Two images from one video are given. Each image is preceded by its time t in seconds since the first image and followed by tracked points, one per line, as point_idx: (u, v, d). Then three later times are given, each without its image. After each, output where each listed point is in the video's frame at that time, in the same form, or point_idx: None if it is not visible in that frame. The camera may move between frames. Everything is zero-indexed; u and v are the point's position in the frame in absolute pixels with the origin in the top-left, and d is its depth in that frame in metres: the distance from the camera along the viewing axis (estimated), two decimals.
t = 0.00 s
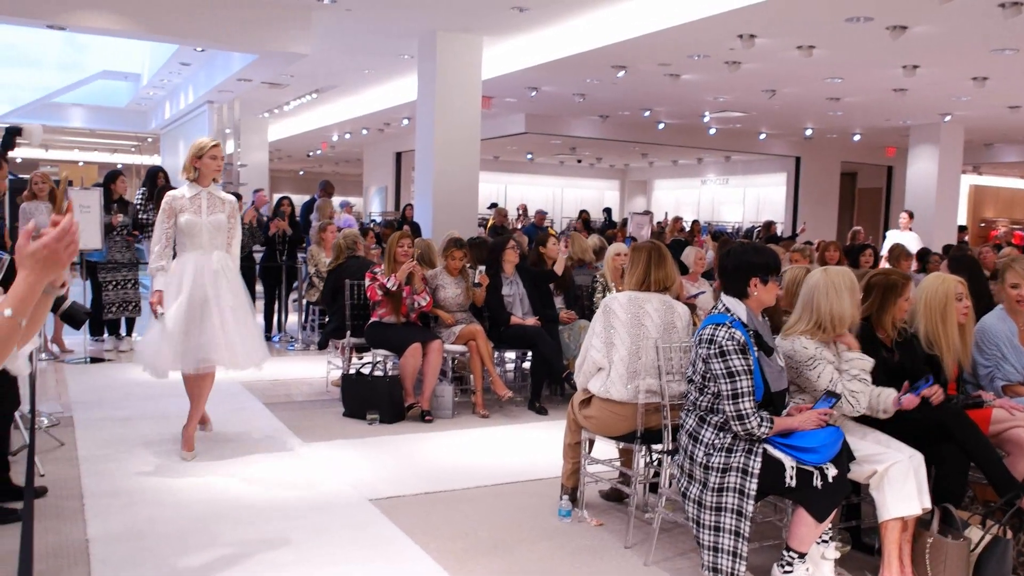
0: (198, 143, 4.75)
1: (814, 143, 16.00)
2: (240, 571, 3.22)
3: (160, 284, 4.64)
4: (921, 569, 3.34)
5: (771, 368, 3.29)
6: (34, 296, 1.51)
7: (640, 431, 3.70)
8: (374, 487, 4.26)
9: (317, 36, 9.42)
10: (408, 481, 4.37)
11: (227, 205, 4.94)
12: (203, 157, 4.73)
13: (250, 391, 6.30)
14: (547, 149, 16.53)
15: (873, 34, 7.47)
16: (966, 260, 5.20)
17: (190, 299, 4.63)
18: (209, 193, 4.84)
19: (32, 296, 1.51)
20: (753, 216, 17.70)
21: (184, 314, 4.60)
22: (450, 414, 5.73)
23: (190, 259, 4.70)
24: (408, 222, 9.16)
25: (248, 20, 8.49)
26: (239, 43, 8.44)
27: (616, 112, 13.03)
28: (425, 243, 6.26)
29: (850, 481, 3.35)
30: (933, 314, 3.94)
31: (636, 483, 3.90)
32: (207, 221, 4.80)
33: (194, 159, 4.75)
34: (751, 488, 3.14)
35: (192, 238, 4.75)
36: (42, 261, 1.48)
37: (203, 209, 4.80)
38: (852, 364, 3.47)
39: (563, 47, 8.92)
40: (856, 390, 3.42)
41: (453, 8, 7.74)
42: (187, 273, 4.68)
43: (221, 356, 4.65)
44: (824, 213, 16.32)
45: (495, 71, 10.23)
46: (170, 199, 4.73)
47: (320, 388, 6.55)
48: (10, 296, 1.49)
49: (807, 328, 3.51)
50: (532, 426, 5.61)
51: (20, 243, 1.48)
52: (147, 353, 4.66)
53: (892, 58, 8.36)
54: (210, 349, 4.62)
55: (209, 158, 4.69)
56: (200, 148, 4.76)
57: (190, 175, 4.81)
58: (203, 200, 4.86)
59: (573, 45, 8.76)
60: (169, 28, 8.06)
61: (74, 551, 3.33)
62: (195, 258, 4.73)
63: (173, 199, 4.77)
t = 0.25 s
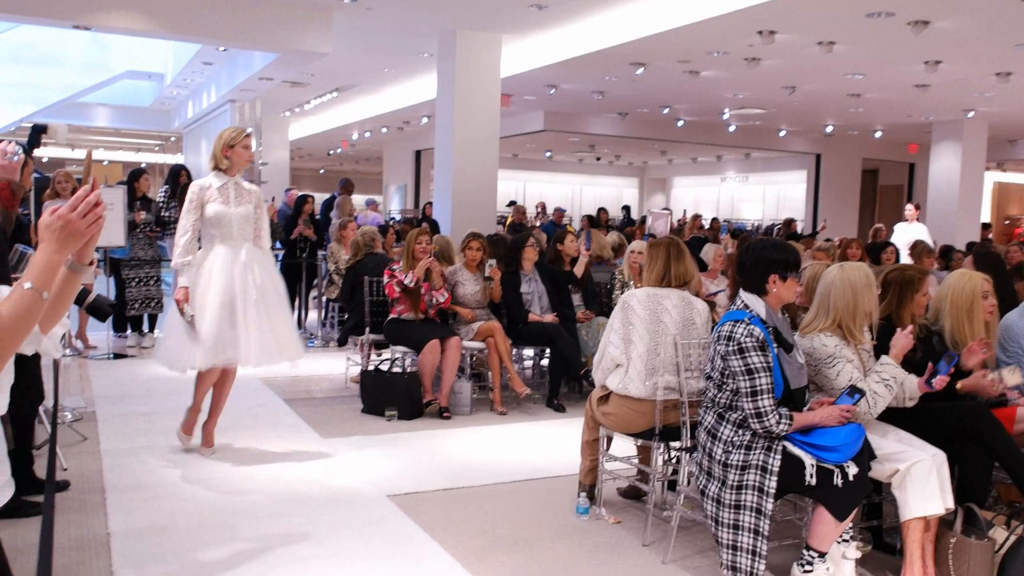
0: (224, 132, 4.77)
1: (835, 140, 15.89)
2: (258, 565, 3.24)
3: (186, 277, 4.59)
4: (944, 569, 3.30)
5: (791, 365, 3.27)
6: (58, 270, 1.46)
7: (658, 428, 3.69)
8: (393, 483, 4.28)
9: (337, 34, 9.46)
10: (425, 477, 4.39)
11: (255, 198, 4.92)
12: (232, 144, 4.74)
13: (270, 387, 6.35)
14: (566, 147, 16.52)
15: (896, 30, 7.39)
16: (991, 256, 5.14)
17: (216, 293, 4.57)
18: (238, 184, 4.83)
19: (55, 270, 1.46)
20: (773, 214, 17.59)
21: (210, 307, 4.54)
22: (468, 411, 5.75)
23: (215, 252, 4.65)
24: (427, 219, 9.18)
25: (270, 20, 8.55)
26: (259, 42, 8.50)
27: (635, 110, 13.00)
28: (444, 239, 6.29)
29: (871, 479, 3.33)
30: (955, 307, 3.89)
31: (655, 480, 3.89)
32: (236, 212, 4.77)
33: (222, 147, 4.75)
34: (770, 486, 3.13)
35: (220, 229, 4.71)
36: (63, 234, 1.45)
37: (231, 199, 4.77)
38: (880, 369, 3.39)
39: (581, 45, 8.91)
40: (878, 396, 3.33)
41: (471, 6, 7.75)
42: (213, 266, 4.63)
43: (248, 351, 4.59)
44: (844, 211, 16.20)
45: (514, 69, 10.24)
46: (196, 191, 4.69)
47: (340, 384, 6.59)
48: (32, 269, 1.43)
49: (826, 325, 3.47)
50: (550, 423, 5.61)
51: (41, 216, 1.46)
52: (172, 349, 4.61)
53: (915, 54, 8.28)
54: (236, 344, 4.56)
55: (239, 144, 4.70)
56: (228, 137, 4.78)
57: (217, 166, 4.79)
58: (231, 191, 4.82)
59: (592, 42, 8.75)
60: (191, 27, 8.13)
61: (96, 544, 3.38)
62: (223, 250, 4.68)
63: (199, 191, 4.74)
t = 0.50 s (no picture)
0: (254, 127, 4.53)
1: (849, 134, 15.79)
2: (271, 558, 3.27)
3: (211, 275, 4.40)
4: (958, 565, 3.28)
5: (803, 359, 3.24)
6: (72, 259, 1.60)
7: (669, 423, 3.69)
8: (404, 477, 4.30)
9: (350, 31, 9.49)
10: (437, 472, 4.41)
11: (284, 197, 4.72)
12: (266, 140, 4.52)
13: (283, 382, 6.38)
14: (578, 143, 16.51)
15: (910, 22, 7.34)
16: (1006, 250, 5.09)
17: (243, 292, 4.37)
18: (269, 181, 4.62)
19: (70, 259, 1.60)
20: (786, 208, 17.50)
21: (235, 308, 4.33)
22: (480, 406, 5.76)
23: (253, 249, 4.46)
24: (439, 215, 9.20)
25: (283, 17, 8.58)
26: (272, 39, 8.54)
27: (647, 105, 12.97)
28: (455, 234, 6.30)
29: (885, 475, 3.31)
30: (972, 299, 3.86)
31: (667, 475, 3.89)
32: (271, 209, 4.58)
33: (255, 143, 4.52)
34: (782, 482, 3.11)
35: (256, 226, 4.51)
36: (78, 221, 1.58)
37: (268, 195, 4.56)
38: (891, 371, 3.33)
39: (593, 40, 8.90)
40: (884, 397, 3.31)
41: (483, 2, 7.75)
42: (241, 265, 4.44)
43: (275, 355, 4.37)
44: (858, 205, 16.10)
45: (525, 65, 10.23)
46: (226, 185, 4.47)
47: (352, 380, 6.62)
48: (49, 260, 1.58)
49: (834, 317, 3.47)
50: (562, 419, 5.62)
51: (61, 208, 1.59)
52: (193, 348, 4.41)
53: (930, 46, 8.21)
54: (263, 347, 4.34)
55: (274, 140, 4.50)
56: (257, 132, 4.55)
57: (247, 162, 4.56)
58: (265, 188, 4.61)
59: (604, 38, 8.74)
60: (204, 25, 8.17)
61: (112, 536, 3.42)
62: (258, 247, 4.48)
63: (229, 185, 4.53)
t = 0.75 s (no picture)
0: (281, 120, 4.43)
1: (854, 128, 15.75)
2: (273, 551, 3.28)
3: (259, 276, 4.22)
4: (960, 557, 3.27)
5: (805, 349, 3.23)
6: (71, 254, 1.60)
7: (671, 417, 3.69)
8: (407, 471, 4.32)
9: (352, 26, 9.49)
10: (439, 466, 4.42)
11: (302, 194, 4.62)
12: (296, 132, 4.45)
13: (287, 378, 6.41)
14: (582, 137, 16.49)
15: (914, 14, 7.31)
16: (1011, 243, 5.08)
17: (292, 292, 4.32)
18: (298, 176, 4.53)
19: (70, 251, 1.60)
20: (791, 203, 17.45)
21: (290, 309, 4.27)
22: (484, 401, 5.77)
23: (296, 245, 4.37)
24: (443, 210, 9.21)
25: (286, 13, 8.59)
26: (275, 36, 8.55)
27: (651, 99, 12.95)
28: (457, 230, 6.30)
29: (886, 467, 3.30)
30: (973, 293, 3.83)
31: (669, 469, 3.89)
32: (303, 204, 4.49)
33: (285, 136, 4.42)
34: (783, 476, 3.11)
35: (292, 222, 4.41)
36: (78, 213, 1.59)
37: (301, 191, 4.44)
38: (895, 353, 3.31)
39: (596, 34, 8.89)
40: (889, 379, 3.30)
41: None
42: (283, 262, 4.33)
43: (327, 352, 4.40)
44: (864, 199, 16.05)
45: (528, 60, 10.22)
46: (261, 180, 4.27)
47: (356, 375, 6.64)
48: (48, 252, 1.58)
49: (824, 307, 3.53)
50: (566, 413, 5.62)
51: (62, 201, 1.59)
52: (241, 350, 4.27)
53: (934, 38, 8.18)
54: (316, 345, 4.36)
55: (305, 133, 4.45)
56: (283, 125, 4.45)
57: (275, 155, 4.42)
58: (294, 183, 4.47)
59: (607, 32, 8.73)
60: (208, 21, 8.19)
61: (116, 530, 3.43)
62: (295, 243, 4.38)
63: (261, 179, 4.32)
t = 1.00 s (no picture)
0: (310, 115, 4.49)
1: (846, 124, 15.81)
2: (266, 547, 3.29)
3: (330, 275, 4.36)
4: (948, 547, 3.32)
5: (798, 342, 3.26)
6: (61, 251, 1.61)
7: (663, 411, 3.72)
8: (400, 467, 4.33)
9: (345, 22, 9.48)
10: (432, 461, 4.44)
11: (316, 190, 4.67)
12: (323, 127, 4.53)
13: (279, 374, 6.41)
14: (575, 134, 16.51)
15: (904, 11, 7.35)
16: (999, 238, 5.12)
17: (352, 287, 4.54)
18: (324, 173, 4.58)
19: (59, 246, 1.61)
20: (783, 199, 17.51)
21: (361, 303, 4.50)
22: (477, 396, 5.79)
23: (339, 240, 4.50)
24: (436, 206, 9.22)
25: (277, 9, 8.58)
26: (267, 31, 8.53)
27: (644, 95, 12.96)
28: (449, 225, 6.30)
29: (875, 459, 3.34)
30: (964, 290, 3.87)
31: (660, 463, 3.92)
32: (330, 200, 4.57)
33: (314, 131, 4.49)
34: (773, 471, 3.14)
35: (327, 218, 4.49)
36: (68, 210, 1.60)
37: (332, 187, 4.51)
38: (880, 343, 3.36)
39: (588, 30, 8.90)
40: (875, 370, 3.34)
41: None
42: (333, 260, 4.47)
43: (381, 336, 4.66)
44: (855, 195, 16.13)
45: (521, 56, 10.23)
46: (310, 180, 4.31)
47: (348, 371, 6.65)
48: (37, 248, 1.60)
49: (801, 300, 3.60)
50: (559, 408, 5.65)
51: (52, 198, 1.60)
52: (320, 350, 4.34)
53: (924, 35, 8.21)
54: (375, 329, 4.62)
55: (333, 129, 4.55)
56: (311, 120, 4.51)
57: (305, 150, 4.47)
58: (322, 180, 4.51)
59: (599, 28, 8.74)
60: (198, 17, 8.17)
61: (107, 528, 3.44)
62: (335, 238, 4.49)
63: (304, 180, 4.33)
